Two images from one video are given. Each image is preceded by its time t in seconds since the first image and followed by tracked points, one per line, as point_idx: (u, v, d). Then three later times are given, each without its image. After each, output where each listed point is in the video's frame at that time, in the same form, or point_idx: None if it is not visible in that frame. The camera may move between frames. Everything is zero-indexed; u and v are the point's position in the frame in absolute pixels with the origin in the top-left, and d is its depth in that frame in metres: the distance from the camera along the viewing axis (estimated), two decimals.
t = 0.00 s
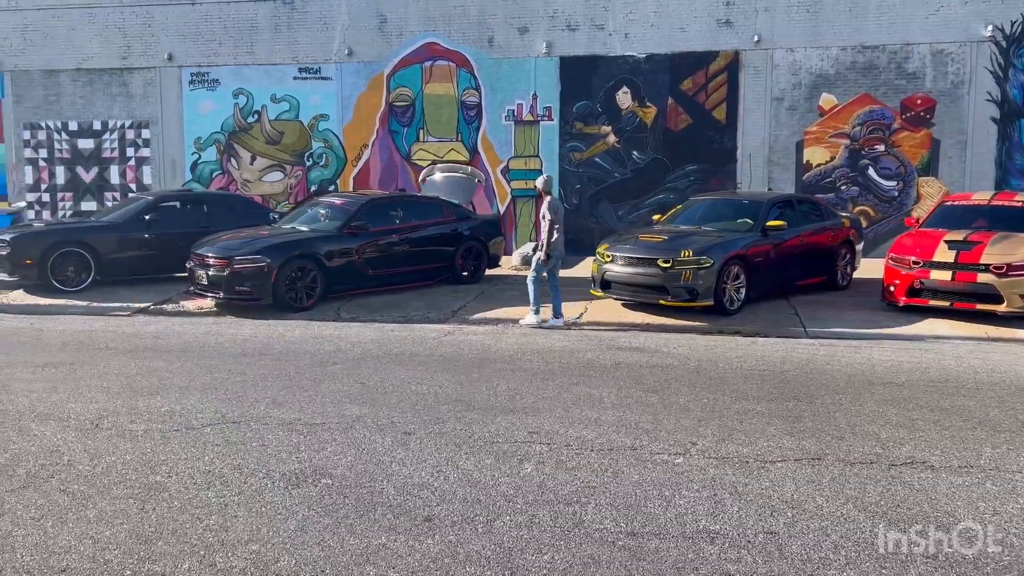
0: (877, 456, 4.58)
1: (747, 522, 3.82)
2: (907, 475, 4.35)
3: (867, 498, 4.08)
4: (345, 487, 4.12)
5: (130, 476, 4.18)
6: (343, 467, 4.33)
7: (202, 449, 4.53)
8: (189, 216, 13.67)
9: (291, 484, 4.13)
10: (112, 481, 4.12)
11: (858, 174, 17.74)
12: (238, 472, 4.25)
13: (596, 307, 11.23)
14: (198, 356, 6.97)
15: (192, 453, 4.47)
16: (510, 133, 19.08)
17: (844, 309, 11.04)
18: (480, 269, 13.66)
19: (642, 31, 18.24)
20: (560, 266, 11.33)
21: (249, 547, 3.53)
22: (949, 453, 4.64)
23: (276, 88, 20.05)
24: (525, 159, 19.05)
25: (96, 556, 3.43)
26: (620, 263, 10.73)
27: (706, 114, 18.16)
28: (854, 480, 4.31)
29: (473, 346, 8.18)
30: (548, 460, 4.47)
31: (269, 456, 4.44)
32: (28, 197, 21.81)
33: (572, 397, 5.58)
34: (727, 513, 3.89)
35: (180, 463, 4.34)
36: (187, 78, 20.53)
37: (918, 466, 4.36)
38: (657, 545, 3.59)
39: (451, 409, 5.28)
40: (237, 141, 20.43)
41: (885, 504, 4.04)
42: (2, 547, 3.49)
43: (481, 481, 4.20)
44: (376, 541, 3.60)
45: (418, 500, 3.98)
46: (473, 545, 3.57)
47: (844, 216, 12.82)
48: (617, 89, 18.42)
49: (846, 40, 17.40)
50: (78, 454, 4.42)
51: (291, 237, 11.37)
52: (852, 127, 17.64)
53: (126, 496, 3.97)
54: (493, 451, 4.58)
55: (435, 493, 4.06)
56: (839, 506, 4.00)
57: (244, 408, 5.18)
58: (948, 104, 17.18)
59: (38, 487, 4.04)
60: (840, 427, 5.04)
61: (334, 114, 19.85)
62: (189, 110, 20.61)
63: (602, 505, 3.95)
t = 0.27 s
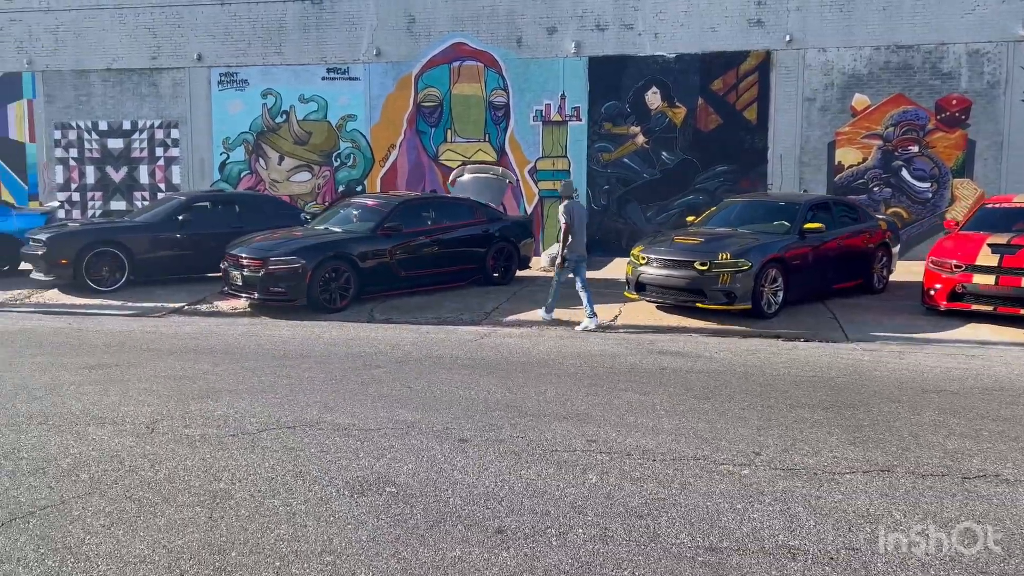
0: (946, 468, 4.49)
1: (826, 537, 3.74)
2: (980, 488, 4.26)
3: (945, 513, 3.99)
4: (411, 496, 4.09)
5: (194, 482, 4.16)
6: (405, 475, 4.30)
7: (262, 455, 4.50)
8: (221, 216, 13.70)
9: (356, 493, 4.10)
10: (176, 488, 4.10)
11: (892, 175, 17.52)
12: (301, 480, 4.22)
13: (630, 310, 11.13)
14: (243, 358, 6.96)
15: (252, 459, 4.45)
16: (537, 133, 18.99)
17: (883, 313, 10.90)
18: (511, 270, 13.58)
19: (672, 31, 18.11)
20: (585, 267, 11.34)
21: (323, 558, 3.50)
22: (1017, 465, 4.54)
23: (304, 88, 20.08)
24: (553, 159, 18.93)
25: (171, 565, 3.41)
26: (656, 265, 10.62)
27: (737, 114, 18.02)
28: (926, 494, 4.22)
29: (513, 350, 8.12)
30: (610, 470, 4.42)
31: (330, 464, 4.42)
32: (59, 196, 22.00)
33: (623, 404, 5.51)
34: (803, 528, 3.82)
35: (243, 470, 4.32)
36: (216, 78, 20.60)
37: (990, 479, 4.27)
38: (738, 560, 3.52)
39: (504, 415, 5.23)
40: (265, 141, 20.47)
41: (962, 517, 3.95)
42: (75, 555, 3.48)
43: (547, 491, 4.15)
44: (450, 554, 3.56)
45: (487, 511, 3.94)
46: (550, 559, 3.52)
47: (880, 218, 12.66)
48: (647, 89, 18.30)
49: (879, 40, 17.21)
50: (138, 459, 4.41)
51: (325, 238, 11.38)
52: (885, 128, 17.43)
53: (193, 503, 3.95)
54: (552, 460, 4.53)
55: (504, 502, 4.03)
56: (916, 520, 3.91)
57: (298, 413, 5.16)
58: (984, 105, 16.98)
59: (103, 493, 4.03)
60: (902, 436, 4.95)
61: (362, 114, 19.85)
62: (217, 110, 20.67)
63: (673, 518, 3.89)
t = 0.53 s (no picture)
0: (1014, 469, 4.42)
1: (904, 535, 3.70)
2: None
3: (1021, 514, 3.94)
4: (477, 490, 4.05)
5: (259, 476, 4.15)
6: (468, 470, 4.27)
7: (320, 450, 4.49)
8: (250, 213, 13.74)
9: (422, 487, 4.07)
10: (243, 482, 4.08)
11: (921, 173, 17.40)
12: (366, 474, 4.19)
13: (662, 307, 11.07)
14: (285, 354, 6.95)
15: (310, 454, 4.43)
16: (563, 131, 18.92)
17: (919, 313, 10.80)
18: (539, 267, 13.51)
19: (699, 28, 18.02)
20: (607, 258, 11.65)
21: (402, 552, 3.46)
22: None
23: (329, 85, 20.10)
24: (578, 156, 18.87)
25: (252, 559, 3.38)
26: (690, 263, 10.55)
27: (764, 112, 17.92)
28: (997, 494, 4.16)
29: (552, 347, 8.08)
30: (676, 468, 4.37)
31: (390, 457, 4.39)
32: (85, 192, 22.13)
33: (673, 402, 5.45)
34: (880, 528, 3.78)
35: (306, 464, 4.30)
36: (241, 75, 20.66)
37: None
38: (822, 561, 3.48)
39: (557, 411, 5.19)
40: (290, 138, 20.51)
41: None
42: (154, 548, 3.46)
43: (615, 488, 4.11)
44: (528, 551, 3.52)
45: (558, 507, 3.90)
46: (629, 557, 3.48)
47: (914, 217, 12.55)
48: (674, 86, 18.22)
49: (909, 37, 17.08)
50: (199, 453, 4.40)
51: (356, 235, 11.38)
52: (914, 126, 17.29)
53: (261, 497, 3.93)
54: (615, 457, 4.49)
55: (573, 498, 3.99)
56: (992, 522, 3.86)
57: (350, 407, 5.14)
58: (1016, 103, 16.83)
59: (171, 486, 4.02)
60: (962, 436, 4.89)
61: (387, 111, 19.86)
62: (242, 107, 20.73)
63: (747, 517, 3.85)
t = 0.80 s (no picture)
0: None
1: (976, 536, 3.69)
2: None
3: None
4: (542, 488, 4.05)
5: (323, 472, 4.14)
6: (528, 467, 4.27)
7: (377, 445, 4.49)
8: (274, 210, 13.77)
9: (487, 484, 4.07)
10: (309, 478, 4.08)
11: (944, 170, 17.28)
12: (428, 470, 4.18)
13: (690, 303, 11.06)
14: (326, 350, 6.96)
15: (366, 449, 4.44)
16: (583, 126, 18.90)
17: (949, 310, 10.76)
18: (563, 263, 13.49)
19: (720, 23, 17.96)
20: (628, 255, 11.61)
21: (479, 549, 3.46)
22: None
23: (349, 81, 20.12)
24: (598, 152, 18.87)
25: (331, 555, 3.38)
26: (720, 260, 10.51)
27: (786, 108, 17.88)
28: None
29: (587, 344, 8.07)
30: (737, 466, 4.36)
31: (448, 453, 4.40)
32: (105, 188, 22.21)
33: (720, 399, 5.43)
34: (953, 526, 3.77)
35: (368, 460, 4.29)
36: (261, 71, 20.69)
37: None
38: (901, 561, 3.47)
39: (607, 409, 5.19)
40: (310, 134, 20.54)
41: None
42: (232, 543, 3.45)
43: (678, 486, 4.11)
44: (604, 548, 3.51)
45: (625, 505, 3.90)
46: (707, 556, 3.47)
47: (941, 213, 12.48)
48: (695, 82, 18.19)
49: (933, 32, 17.00)
50: (259, 449, 4.40)
51: (383, 231, 11.41)
52: (937, 122, 17.17)
53: (329, 493, 3.92)
54: (674, 455, 4.48)
55: (639, 496, 3.99)
56: None
57: (401, 403, 5.15)
58: None
59: (238, 482, 4.01)
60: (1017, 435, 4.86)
61: (407, 107, 19.87)
62: (262, 103, 20.77)
63: (818, 516, 3.84)
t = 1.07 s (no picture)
0: None
1: None
2: None
3: None
4: (596, 486, 4.03)
5: (375, 470, 4.12)
6: (578, 465, 4.25)
7: (422, 443, 4.47)
8: (288, 208, 13.76)
9: (541, 482, 4.05)
10: (361, 477, 4.06)
11: (959, 164, 17.28)
12: (480, 468, 4.17)
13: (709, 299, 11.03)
14: (355, 348, 6.94)
15: (412, 446, 4.42)
16: (595, 122, 18.84)
17: (971, 305, 10.72)
18: (579, 260, 13.46)
19: (734, 18, 17.93)
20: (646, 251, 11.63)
21: (545, 548, 3.45)
22: None
23: (360, 78, 20.09)
24: (611, 148, 18.80)
25: (397, 555, 3.36)
26: (740, 255, 10.52)
27: (800, 102, 17.84)
28: None
29: (613, 340, 8.01)
30: (789, 463, 4.34)
31: (495, 450, 4.39)
32: (116, 185, 22.21)
33: (757, 396, 5.38)
34: (1016, 522, 3.75)
35: (419, 459, 4.27)
36: (272, 68, 20.67)
37: None
38: (972, 559, 3.44)
39: (647, 406, 5.16)
40: (321, 131, 20.52)
41: None
42: (296, 543, 3.43)
43: (733, 484, 4.09)
44: (671, 547, 3.50)
45: (683, 503, 3.88)
46: (776, 554, 3.45)
47: (960, 208, 12.45)
48: (708, 77, 18.14)
49: (947, 26, 16.99)
50: (306, 447, 4.38)
51: (401, 228, 11.39)
52: (952, 116, 17.17)
53: (385, 492, 3.90)
54: (723, 453, 4.45)
55: (695, 494, 3.97)
56: None
57: (440, 400, 5.12)
58: None
59: (291, 480, 3.99)
60: None
61: (418, 103, 19.84)
62: (273, 100, 20.75)
63: (879, 513, 3.82)
